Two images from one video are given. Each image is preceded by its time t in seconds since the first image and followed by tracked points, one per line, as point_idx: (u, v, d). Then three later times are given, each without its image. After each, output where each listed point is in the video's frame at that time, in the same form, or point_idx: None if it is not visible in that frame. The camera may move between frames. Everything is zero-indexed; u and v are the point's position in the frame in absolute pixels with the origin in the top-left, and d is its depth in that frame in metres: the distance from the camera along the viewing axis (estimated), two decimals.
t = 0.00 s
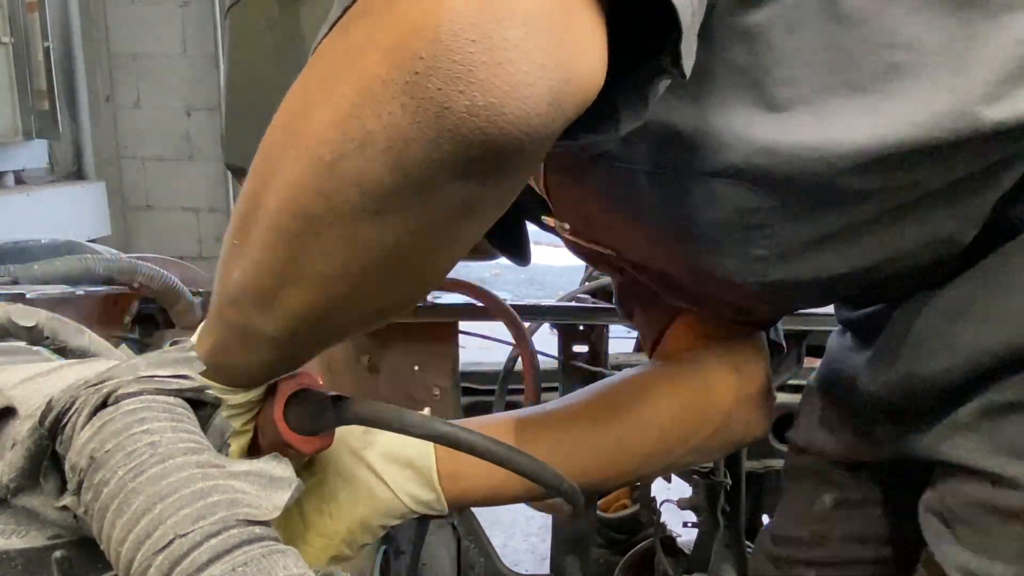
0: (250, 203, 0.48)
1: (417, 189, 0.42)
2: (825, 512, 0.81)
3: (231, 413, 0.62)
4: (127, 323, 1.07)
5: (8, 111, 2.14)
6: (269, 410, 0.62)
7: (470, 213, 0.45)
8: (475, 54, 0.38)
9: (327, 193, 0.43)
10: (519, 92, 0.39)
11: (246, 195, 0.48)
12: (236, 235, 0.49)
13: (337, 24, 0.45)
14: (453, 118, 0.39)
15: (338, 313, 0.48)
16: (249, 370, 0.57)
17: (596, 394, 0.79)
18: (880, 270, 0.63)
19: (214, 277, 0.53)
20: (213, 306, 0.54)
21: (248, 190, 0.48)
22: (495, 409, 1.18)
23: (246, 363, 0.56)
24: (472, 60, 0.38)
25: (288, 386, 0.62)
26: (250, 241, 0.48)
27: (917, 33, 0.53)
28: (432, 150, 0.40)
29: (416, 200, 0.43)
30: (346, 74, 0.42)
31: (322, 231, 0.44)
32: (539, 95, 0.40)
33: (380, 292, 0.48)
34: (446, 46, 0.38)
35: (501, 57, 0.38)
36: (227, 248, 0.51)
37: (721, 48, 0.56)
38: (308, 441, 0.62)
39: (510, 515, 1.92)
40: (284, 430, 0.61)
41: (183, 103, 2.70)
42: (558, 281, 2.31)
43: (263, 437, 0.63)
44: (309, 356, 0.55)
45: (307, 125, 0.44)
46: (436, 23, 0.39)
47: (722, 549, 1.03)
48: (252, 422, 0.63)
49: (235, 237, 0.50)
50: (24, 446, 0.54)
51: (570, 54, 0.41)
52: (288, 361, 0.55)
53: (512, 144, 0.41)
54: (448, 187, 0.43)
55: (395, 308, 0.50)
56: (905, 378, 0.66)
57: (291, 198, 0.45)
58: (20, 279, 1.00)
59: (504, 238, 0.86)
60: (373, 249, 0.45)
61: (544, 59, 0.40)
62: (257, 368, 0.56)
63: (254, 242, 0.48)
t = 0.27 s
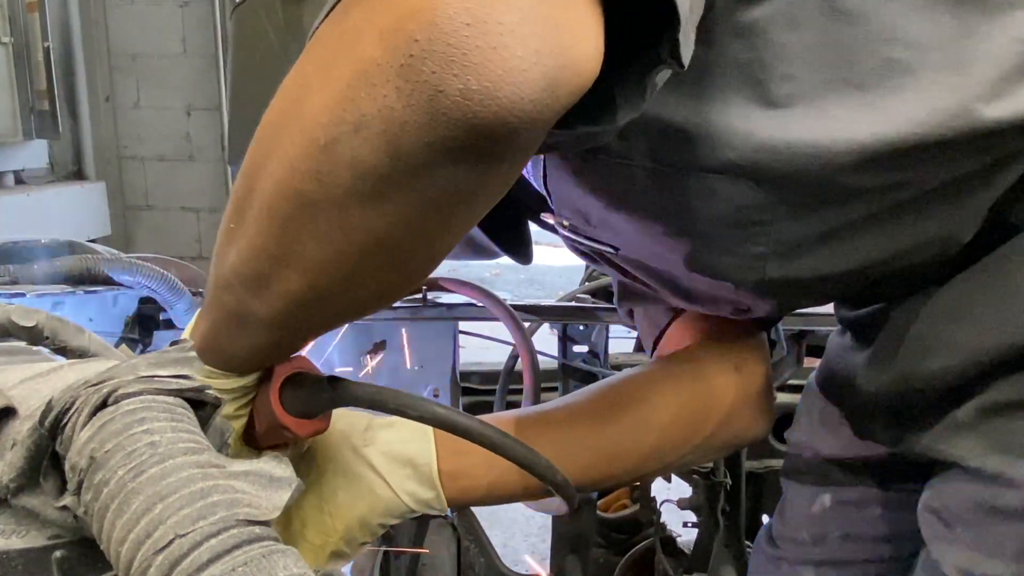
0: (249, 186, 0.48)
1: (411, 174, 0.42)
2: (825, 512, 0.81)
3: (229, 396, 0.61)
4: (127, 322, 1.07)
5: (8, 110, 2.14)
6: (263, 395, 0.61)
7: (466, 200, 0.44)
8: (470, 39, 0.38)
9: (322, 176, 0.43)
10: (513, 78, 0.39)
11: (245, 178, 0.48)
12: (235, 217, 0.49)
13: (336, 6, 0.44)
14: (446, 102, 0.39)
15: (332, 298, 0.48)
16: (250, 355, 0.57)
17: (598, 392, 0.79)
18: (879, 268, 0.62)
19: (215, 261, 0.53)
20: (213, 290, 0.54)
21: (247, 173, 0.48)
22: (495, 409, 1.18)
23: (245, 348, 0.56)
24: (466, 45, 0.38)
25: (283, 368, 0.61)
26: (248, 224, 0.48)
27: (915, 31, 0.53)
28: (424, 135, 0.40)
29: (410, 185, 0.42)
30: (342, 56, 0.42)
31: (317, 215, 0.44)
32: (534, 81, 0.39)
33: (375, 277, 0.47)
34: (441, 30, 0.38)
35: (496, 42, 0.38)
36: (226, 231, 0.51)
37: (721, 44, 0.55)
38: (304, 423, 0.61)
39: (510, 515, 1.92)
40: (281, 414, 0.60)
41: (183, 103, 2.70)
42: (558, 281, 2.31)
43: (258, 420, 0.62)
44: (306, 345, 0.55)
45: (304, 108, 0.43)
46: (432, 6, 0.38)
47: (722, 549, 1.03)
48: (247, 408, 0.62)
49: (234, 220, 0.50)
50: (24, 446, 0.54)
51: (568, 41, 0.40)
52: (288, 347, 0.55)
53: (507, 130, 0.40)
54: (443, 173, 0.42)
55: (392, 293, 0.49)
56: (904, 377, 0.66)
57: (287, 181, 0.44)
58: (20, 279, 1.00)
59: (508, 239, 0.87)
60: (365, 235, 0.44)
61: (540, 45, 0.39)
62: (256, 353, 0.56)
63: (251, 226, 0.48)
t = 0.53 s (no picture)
0: (253, 181, 0.47)
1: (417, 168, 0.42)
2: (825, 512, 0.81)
3: (231, 393, 0.60)
4: (127, 322, 1.07)
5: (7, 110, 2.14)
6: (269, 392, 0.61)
7: (472, 194, 0.44)
8: (477, 32, 0.38)
9: (329, 170, 0.43)
10: (521, 72, 0.38)
11: (250, 173, 0.48)
12: (240, 213, 0.49)
13: None
14: (453, 96, 0.39)
15: (338, 293, 0.48)
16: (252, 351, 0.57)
17: (597, 393, 0.79)
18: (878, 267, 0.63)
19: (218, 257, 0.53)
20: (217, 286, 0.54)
21: (251, 168, 0.48)
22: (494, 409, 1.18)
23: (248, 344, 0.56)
24: (474, 38, 0.38)
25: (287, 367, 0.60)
26: (253, 219, 0.48)
27: (913, 29, 0.53)
28: (430, 129, 0.40)
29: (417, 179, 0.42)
30: (348, 50, 0.42)
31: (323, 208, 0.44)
32: (542, 75, 0.39)
33: (379, 272, 0.47)
34: (447, 24, 0.38)
35: (502, 35, 0.38)
36: (230, 227, 0.51)
37: (723, 41, 0.55)
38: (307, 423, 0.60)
39: (510, 515, 1.92)
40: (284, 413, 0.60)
41: (183, 103, 2.70)
42: (558, 281, 2.31)
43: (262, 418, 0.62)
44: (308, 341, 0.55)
45: (310, 102, 0.43)
46: None
47: (722, 549, 1.03)
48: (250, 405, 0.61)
49: (238, 215, 0.49)
50: (24, 446, 0.54)
51: (575, 36, 0.40)
52: (291, 345, 0.55)
53: (514, 124, 0.40)
54: (451, 167, 0.42)
55: (397, 289, 0.49)
56: (904, 377, 0.66)
57: (293, 176, 0.44)
58: (20, 279, 1.00)
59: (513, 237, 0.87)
60: (372, 229, 0.44)
61: (546, 39, 0.39)
62: (259, 350, 0.56)
63: (256, 221, 0.48)
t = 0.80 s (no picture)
0: (237, 169, 0.48)
1: (387, 144, 0.42)
2: (825, 513, 0.81)
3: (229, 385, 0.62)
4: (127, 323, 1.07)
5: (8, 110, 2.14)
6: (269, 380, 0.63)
7: (445, 171, 0.44)
8: (437, 5, 0.38)
9: (302, 149, 0.43)
10: (481, 43, 0.38)
11: (236, 162, 0.48)
12: (227, 201, 0.50)
13: None
14: (416, 68, 0.39)
15: (319, 278, 0.48)
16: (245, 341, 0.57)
17: (595, 390, 0.79)
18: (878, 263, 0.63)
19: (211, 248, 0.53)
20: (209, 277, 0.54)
21: (236, 157, 0.48)
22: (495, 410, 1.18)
23: (241, 334, 0.56)
24: (435, 11, 0.38)
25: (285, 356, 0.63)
26: (238, 207, 0.48)
27: (912, 27, 0.53)
28: (398, 102, 0.40)
29: (387, 155, 0.42)
30: (321, 32, 0.42)
31: (298, 188, 0.44)
32: (501, 49, 0.39)
33: (358, 255, 0.47)
34: None
35: (463, 8, 0.38)
36: (219, 218, 0.51)
37: (721, 34, 0.55)
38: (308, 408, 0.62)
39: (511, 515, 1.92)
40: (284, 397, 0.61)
41: (183, 103, 2.70)
42: (558, 281, 2.31)
43: (264, 407, 0.64)
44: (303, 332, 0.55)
45: (286, 85, 0.44)
46: None
47: (722, 549, 1.03)
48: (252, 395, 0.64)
49: (226, 204, 0.50)
50: (24, 446, 0.54)
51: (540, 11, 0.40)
52: (281, 333, 0.55)
53: (479, 96, 0.40)
54: (419, 142, 0.42)
55: (378, 273, 0.49)
56: (904, 376, 0.66)
57: (270, 158, 0.44)
58: (20, 279, 0.99)
59: (512, 239, 0.91)
60: (348, 209, 0.44)
61: (509, 11, 0.39)
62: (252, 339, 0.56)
63: (240, 208, 0.48)
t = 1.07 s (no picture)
0: (246, 165, 0.47)
1: (403, 140, 0.41)
2: (825, 512, 0.81)
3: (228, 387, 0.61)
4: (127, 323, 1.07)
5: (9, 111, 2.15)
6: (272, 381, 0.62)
7: (458, 166, 0.44)
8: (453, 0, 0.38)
9: (315, 145, 0.43)
10: (498, 39, 0.38)
11: (243, 159, 0.48)
12: (234, 198, 0.49)
13: None
14: (432, 65, 0.38)
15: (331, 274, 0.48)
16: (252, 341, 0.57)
17: (597, 391, 0.80)
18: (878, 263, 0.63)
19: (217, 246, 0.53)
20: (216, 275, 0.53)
21: (244, 153, 0.48)
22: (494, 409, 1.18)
23: (247, 333, 0.56)
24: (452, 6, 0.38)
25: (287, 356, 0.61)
26: (246, 204, 0.48)
27: (912, 27, 0.53)
28: (413, 99, 0.40)
29: (403, 152, 0.42)
30: (334, 28, 0.42)
31: (312, 185, 0.44)
32: (518, 43, 0.39)
33: (371, 251, 0.47)
34: None
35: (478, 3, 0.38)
36: (226, 215, 0.50)
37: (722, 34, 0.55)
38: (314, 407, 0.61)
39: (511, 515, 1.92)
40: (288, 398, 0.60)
41: (183, 103, 2.70)
42: (558, 281, 2.31)
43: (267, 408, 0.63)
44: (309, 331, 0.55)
45: (298, 81, 0.43)
46: None
47: (722, 549, 1.03)
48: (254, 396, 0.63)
49: (234, 201, 0.49)
50: (24, 446, 0.54)
51: (550, 7, 0.40)
52: (288, 332, 0.54)
53: (495, 92, 0.40)
54: (435, 137, 0.42)
55: (389, 268, 0.49)
56: (903, 375, 0.66)
57: (282, 155, 0.44)
58: (20, 279, 1.00)
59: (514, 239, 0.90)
60: (361, 205, 0.44)
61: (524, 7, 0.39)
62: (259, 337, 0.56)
63: (250, 204, 0.48)
